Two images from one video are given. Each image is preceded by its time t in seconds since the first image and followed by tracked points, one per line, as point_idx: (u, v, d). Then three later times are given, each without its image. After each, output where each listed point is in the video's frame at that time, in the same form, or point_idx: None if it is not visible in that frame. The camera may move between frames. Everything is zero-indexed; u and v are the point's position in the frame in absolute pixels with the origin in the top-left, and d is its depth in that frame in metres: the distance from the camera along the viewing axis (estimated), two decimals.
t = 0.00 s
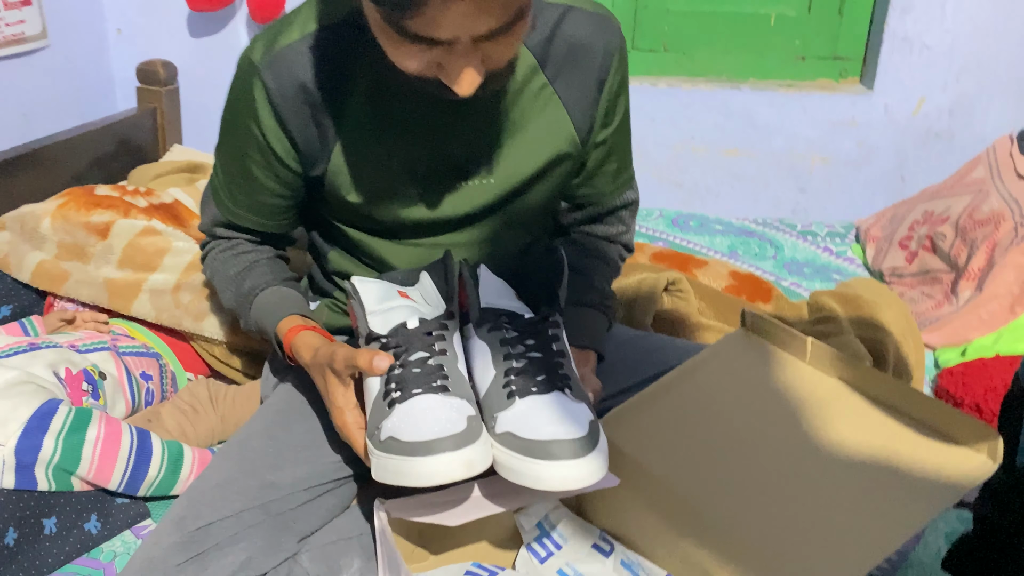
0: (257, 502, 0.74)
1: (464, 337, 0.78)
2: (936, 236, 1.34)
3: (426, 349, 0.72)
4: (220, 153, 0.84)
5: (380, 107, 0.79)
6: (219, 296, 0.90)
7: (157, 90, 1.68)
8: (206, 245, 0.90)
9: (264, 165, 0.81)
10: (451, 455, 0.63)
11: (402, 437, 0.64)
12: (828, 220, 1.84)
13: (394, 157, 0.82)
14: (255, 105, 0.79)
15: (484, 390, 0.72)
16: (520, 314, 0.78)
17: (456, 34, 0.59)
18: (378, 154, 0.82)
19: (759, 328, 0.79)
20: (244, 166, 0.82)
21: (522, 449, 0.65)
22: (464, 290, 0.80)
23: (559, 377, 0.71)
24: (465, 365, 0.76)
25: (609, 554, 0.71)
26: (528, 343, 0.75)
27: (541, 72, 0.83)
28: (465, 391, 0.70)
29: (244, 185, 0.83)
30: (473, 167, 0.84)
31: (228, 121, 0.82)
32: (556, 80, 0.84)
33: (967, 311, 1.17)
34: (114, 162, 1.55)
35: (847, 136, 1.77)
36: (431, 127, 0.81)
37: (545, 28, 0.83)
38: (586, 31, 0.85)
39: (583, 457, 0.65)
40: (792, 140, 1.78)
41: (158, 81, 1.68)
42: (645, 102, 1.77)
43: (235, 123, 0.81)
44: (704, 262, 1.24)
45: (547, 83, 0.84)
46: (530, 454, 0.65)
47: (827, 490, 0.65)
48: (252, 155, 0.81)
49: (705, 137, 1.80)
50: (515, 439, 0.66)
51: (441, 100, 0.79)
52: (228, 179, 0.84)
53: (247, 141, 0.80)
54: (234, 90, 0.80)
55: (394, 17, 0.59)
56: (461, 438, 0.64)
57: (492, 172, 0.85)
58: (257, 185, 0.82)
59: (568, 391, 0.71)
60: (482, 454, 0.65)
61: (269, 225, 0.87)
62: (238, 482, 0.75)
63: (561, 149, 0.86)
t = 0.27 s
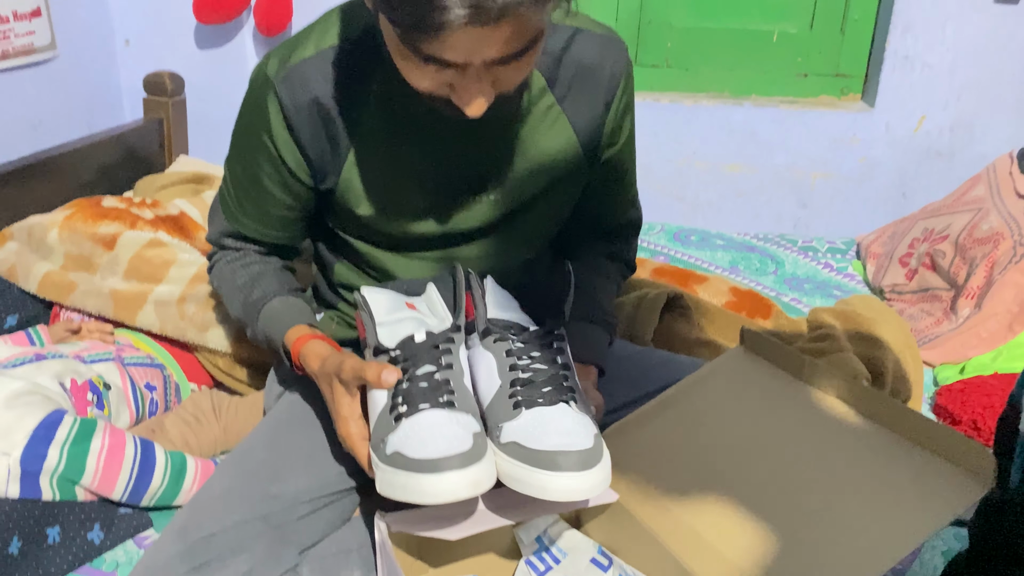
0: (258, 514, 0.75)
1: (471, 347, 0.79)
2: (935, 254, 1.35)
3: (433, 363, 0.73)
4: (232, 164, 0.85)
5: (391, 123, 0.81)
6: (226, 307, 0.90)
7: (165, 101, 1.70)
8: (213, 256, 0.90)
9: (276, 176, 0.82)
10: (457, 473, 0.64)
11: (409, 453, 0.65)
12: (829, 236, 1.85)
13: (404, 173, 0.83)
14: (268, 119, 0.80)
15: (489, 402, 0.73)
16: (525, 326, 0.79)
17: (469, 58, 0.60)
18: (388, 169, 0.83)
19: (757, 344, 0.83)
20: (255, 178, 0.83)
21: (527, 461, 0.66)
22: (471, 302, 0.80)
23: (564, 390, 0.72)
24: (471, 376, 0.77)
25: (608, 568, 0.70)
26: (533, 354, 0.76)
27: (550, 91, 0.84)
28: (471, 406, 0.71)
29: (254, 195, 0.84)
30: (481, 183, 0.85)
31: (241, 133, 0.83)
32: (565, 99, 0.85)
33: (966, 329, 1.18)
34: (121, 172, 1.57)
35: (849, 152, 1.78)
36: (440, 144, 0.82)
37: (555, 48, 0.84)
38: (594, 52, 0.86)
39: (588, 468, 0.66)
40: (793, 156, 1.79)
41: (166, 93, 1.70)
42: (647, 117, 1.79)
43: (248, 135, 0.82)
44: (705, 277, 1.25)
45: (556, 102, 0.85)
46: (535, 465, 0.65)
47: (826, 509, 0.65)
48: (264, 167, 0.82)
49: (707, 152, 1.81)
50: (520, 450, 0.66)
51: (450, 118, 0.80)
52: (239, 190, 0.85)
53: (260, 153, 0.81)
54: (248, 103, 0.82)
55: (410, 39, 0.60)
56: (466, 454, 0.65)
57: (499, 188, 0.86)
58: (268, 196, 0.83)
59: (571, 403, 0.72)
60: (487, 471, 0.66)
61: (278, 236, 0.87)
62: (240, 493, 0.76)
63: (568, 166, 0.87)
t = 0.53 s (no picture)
0: (260, 526, 0.75)
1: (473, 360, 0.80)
2: (931, 266, 1.37)
3: (439, 375, 0.74)
4: (236, 179, 0.86)
5: (394, 139, 0.82)
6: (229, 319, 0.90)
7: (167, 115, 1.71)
8: (216, 269, 0.91)
9: (280, 191, 0.83)
10: (460, 484, 0.64)
11: (413, 464, 0.66)
12: (826, 248, 1.86)
13: (407, 189, 0.84)
14: (274, 134, 0.81)
15: (492, 413, 0.73)
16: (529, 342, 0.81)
17: (472, 78, 0.61)
18: (391, 184, 0.84)
19: (755, 358, 0.84)
20: (260, 192, 0.84)
21: (530, 469, 0.66)
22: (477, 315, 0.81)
23: (566, 401, 0.73)
24: (474, 388, 0.78)
25: None
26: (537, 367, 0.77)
27: (551, 109, 0.86)
28: (474, 419, 0.72)
29: (258, 209, 0.85)
30: (482, 198, 0.86)
31: (246, 148, 0.84)
32: (565, 116, 0.87)
33: (962, 341, 1.19)
34: (124, 185, 1.58)
35: (846, 165, 1.79)
36: (443, 160, 0.83)
37: (556, 66, 0.85)
38: (594, 70, 0.88)
39: (591, 476, 0.66)
40: (790, 169, 1.81)
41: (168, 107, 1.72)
42: (645, 130, 1.81)
43: (253, 150, 0.83)
44: (702, 290, 1.26)
45: (556, 119, 0.86)
46: (538, 473, 0.66)
47: (821, 518, 0.66)
48: (268, 181, 0.83)
49: (705, 165, 1.83)
50: (523, 459, 0.67)
51: (453, 134, 0.81)
52: (243, 205, 0.86)
53: (264, 168, 0.82)
54: (254, 119, 0.83)
55: (416, 60, 0.61)
56: (469, 466, 0.66)
57: (501, 203, 0.87)
58: (272, 210, 0.84)
59: (573, 416, 0.72)
60: (488, 484, 0.67)
61: (280, 250, 0.88)
62: (242, 506, 0.76)
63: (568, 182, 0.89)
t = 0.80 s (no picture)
0: (259, 540, 0.76)
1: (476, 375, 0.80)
2: (924, 276, 1.38)
3: (442, 389, 0.75)
4: (237, 196, 0.87)
5: (393, 156, 0.83)
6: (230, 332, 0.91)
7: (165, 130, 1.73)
8: (218, 284, 0.92)
9: (280, 207, 0.84)
10: (460, 502, 0.65)
11: (414, 478, 0.66)
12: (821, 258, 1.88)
13: (405, 204, 0.85)
14: (274, 152, 0.82)
15: (492, 430, 0.74)
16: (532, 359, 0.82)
17: (469, 98, 0.63)
18: (390, 199, 0.85)
19: (747, 370, 0.86)
20: (260, 208, 0.85)
21: (529, 488, 0.67)
22: (480, 330, 0.81)
23: (568, 421, 0.74)
24: (476, 402, 0.78)
25: None
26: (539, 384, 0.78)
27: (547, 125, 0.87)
28: (474, 435, 0.73)
29: (259, 225, 0.86)
30: (480, 213, 0.88)
31: (247, 165, 0.86)
32: (561, 132, 0.88)
33: (955, 351, 1.20)
34: (123, 200, 1.59)
35: (840, 176, 1.81)
36: (441, 176, 0.84)
37: (552, 84, 0.87)
38: (590, 88, 0.89)
39: (589, 497, 0.67)
40: (784, 181, 1.83)
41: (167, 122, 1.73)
42: (641, 142, 1.83)
43: (254, 167, 0.84)
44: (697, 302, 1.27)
45: (552, 135, 0.88)
46: (537, 492, 0.67)
47: (814, 527, 0.67)
48: (269, 198, 0.84)
49: (700, 177, 1.84)
50: (523, 477, 0.68)
51: (450, 150, 0.83)
52: (244, 221, 0.87)
53: (265, 185, 0.84)
54: (255, 137, 0.84)
55: (414, 81, 0.63)
56: (470, 483, 0.67)
57: (498, 218, 0.88)
58: (272, 226, 0.85)
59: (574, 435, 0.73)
60: (487, 500, 0.67)
61: (281, 265, 0.89)
62: (241, 519, 0.77)
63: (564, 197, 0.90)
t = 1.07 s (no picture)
0: (257, 549, 0.77)
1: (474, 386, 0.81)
2: (916, 284, 1.39)
3: (442, 400, 0.76)
4: (233, 211, 0.88)
5: (387, 171, 0.84)
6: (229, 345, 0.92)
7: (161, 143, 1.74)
8: (216, 297, 0.93)
9: (277, 222, 0.85)
10: (458, 515, 0.66)
11: (413, 488, 0.67)
12: (814, 267, 1.89)
13: (401, 218, 0.86)
14: (270, 168, 0.83)
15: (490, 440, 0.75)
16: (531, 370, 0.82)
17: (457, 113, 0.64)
18: (384, 213, 0.86)
19: (740, 379, 0.87)
20: (257, 224, 0.86)
21: (527, 502, 0.68)
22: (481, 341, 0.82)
23: (566, 433, 0.75)
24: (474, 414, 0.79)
25: None
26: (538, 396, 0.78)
27: (539, 139, 0.89)
28: (473, 446, 0.74)
29: (255, 240, 0.87)
30: (474, 226, 0.89)
31: (243, 181, 0.86)
32: (553, 146, 0.89)
33: (946, 358, 1.21)
34: (120, 213, 1.60)
35: (831, 185, 1.83)
36: (435, 190, 0.85)
37: (544, 97, 0.88)
38: (581, 101, 0.90)
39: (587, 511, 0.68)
40: (777, 190, 1.84)
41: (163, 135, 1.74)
42: (633, 153, 1.84)
43: (250, 183, 0.85)
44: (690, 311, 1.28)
45: (544, 148, 0.89)
46: (535, 506, 0.67)
47: (805, 532, 0.67)
48: (265, 213, 0.85)
49: (693, 186, 1.86)
50: (521, 489, 0.69)
51: (444, 164, 0.84)
52: (240, 237, 0.88)
53: (261, 200, 0.85)
54: (250, 153, 0.85)
55: (405, 97, 0.64)
56: (468, 496, 0.67)
57: (492, 230, 0.89)
58: (269, 241, 0.86)
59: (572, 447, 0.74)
60: (485, 512, 0.68)
61: (278, 280, 0.90)
62: (239, 530, 0.78)
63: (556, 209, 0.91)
